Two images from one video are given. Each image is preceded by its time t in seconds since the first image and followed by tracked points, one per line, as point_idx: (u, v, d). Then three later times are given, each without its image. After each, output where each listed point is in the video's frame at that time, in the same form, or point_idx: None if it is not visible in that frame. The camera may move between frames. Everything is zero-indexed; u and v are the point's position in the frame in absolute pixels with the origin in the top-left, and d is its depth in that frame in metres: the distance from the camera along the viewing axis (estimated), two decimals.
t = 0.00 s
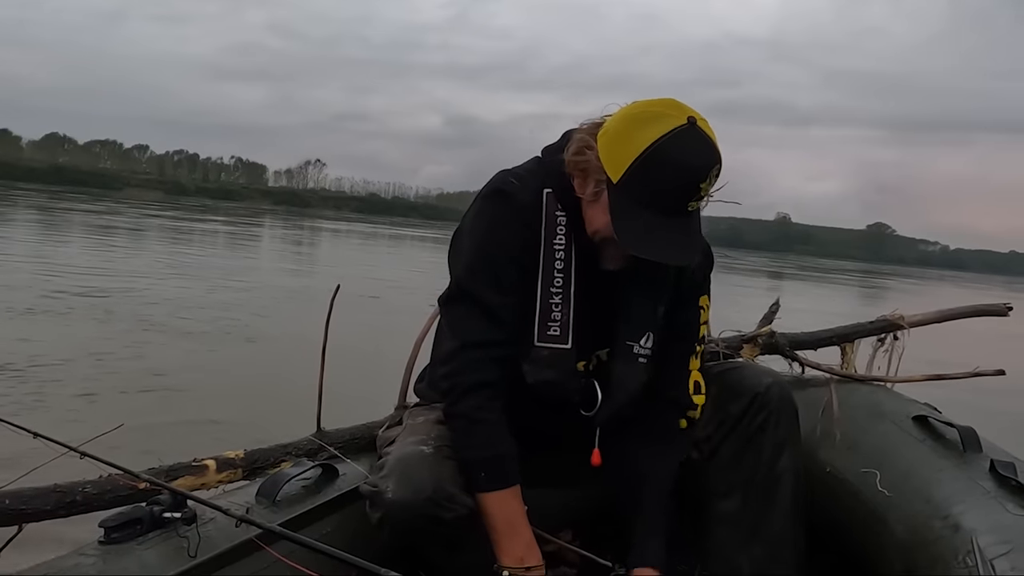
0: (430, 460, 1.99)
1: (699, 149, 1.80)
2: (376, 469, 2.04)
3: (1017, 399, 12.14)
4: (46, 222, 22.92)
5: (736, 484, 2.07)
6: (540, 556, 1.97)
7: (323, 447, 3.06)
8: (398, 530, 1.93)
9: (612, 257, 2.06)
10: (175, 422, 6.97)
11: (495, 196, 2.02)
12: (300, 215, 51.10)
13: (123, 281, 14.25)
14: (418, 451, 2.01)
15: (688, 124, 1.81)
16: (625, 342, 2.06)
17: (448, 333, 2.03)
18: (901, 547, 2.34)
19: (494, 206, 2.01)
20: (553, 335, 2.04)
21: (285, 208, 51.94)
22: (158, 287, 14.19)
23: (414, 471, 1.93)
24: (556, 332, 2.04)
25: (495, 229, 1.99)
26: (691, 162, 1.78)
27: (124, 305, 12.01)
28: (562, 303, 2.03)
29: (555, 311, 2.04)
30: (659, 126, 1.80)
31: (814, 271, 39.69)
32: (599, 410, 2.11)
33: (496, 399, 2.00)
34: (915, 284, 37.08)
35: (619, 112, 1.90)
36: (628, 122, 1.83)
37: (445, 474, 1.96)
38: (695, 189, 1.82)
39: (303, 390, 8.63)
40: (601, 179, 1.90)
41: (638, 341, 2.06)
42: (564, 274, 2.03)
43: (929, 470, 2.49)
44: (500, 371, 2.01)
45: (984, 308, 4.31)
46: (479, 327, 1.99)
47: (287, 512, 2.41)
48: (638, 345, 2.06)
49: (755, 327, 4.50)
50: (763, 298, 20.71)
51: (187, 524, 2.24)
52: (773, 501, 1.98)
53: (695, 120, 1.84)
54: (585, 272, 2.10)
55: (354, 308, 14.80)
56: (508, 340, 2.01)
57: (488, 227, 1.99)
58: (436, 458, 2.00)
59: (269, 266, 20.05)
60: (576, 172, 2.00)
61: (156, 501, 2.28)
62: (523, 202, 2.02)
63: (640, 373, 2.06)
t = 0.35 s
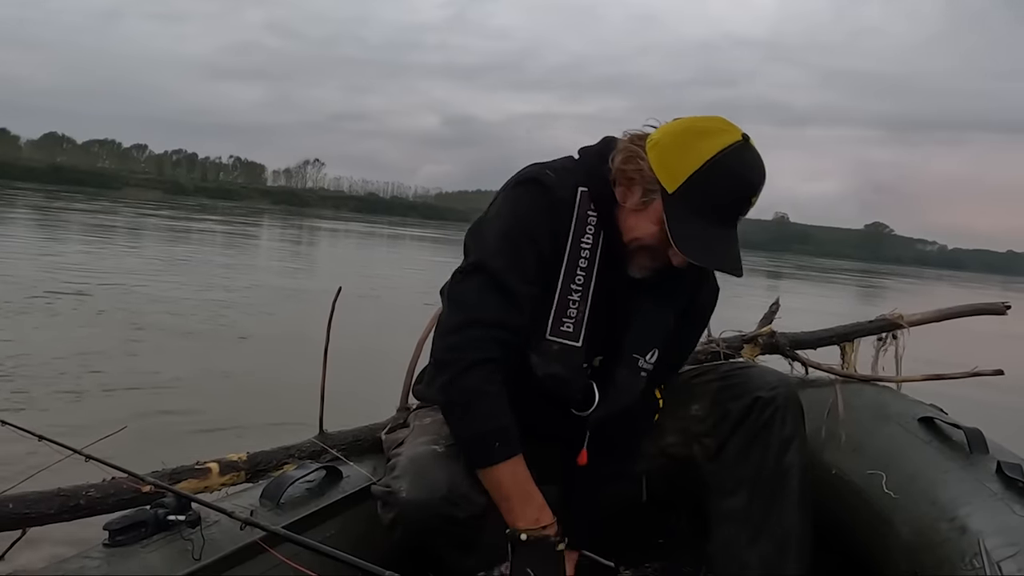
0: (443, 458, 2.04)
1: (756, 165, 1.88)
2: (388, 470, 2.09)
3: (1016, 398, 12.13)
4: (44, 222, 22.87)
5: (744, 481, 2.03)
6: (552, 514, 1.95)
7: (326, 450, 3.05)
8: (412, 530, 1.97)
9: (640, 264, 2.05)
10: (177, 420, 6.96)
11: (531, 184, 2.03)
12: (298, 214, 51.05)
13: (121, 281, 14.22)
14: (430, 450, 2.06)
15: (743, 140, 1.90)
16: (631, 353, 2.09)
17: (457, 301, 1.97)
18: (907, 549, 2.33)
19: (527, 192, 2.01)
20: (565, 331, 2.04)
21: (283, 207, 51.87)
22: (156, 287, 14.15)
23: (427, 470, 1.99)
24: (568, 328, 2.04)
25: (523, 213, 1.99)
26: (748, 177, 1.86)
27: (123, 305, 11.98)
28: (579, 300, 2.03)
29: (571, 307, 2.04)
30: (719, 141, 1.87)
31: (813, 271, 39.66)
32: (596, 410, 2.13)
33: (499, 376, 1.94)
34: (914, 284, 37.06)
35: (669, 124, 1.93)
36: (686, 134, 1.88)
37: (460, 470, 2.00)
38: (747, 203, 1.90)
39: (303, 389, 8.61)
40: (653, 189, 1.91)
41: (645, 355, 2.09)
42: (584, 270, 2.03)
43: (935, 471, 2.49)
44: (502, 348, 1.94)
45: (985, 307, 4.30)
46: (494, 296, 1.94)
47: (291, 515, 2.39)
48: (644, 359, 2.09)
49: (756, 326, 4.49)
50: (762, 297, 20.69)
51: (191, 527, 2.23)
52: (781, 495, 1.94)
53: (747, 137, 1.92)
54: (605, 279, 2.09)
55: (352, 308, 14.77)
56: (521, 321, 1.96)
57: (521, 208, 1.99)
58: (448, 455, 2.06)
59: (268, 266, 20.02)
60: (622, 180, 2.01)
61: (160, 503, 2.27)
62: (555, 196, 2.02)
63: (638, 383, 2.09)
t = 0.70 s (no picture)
0: (423, 450, 2.01)
1: (766, 160, 2.04)
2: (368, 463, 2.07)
3: (1013, 398, 12.15)
4: (41, 221, 22.81)
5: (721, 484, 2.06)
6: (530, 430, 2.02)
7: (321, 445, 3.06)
8: (390, 523, 1.93)
9: (648, 256, 2.19)
10: (175, 420, 6.96)
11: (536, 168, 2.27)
12: (297, 213, 50.97)
13: (118, 280, 14.20)
14: (409, 442, 2.03)
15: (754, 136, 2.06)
16: (631, 347, 2.22)
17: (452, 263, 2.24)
18: (899, 549, 2.34)
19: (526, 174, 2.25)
20: (559, 307, 2.19)
21: (281, 206, 51.82)
22: (153, 286, 14.13)
23: (405, 463, 1.96)
24: (563, 305, 2.19)
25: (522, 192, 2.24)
26: (755, 172, 2.01)
27: (121, 304, 11.97)
28: (576, 279, 2.19)
29: (568, 285, 2.20)
30: (728, 136, 2.03)
31: (812, 271, 39.64)
32: (590, 401, 2.24)
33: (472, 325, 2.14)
34: (912, 283, 37.04)
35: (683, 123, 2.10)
36: (698, 130, 2.04)
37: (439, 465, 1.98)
38: (754, 197, 2.04)
39: (301, 388, 8.62)
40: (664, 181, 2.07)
41: (644, 352, 2.21)
42: (583, 251, 2.20)
43: (928, 471, 2.50)
44: (477, 300, 2.16)
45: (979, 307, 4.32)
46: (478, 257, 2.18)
47: (286, 510, 2.40)
48: (643, 354, 2.21)
49: (751, 325, 4.51)
50: (760, 296, 20.69)
51: (187, 522, 2.24)
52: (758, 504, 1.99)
53: (758, 136, 2.08)
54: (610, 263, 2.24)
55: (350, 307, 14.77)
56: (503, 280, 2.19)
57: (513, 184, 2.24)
58: (427, 447, 2.03)
59: (266, 266, 19.99)
60: (636, 171, 2.14)
61: (156, 498, 2.28)
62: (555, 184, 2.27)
63: (637, 379, 2.20)
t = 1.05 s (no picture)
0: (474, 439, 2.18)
1: (720, 104, 2.27)
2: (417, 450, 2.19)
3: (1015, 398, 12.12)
4: (38, 221, 22.66)
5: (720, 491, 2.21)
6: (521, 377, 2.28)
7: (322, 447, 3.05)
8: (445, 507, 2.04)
9: (632, 224, 2.42)
10: (177, 420, 6.94)
11: (507, 160, 2.57)
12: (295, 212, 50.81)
13: (116, 280, 14.12)
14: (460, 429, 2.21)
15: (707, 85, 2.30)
16: (608, 324, 2.46)
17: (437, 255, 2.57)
18: (901, 549, 2.35)
19: (501, 166, 2.55)
20: (536, 284, 2.44)
21: (279, 206, 51.67)
22: (151, 286, 14.06)
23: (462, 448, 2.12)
24: (539, 281, 2.45)
25: (496, 184, 2.54)
26: (708, 114, 2.24)
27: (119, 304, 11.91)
28: (551, 257, 2.46)
29: (543, 263, 2.46)
30: (679, 87, 2.27)
31: (811, 270, 39.55)
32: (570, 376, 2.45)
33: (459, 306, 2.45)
34: (912, 283, 36.96)
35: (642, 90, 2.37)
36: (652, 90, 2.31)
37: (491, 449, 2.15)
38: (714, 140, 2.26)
39: (300, 388, 8.60)
40: (629, 141, 2.33)
41: (620, 327, 2.46)
42: (558, 231, 2.47)
43: (928, 472, 2.51)
44: (459, 283, 2.48)
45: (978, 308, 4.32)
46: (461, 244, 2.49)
47: (286, 511, 2.40)
48: (619, 330, 2.46)
49: (750, 327, 4.51)
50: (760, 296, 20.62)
51: (187, 523, 2.24)
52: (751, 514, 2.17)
53: (709, 84, 2.31)
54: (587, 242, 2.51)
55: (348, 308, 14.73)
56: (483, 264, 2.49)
57: (487, 175, 2.53)
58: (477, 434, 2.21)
59: (265, 266, 19.90)
60: (603, 145, 2.43)
61: (157, 499, 2.28)
62: (530, 170, 2.56)
63: (614, 353, 2.45)
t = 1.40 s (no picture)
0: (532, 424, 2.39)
1: (728, 107, 2.32)
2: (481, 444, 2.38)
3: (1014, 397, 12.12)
4: (36, 220, 22.62)
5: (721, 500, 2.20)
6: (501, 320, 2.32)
7: (322, 446, 3.06)
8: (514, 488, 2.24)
9: (633, 223, 2.48)
10: (176, 422, 6.92)
11: (495, 159, 2.68)
12: (293, 212, 50.76)
13: (114, 280, 14.10)
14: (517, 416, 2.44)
15: (713, 86, 2.35)
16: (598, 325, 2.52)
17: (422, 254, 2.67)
18: (900, 549, 2.35)
19: (488, 166, 2.66)
20: (523, 286, 2.53)
21: (278, 205, 51.55)
22: (149, 286, 14.03)
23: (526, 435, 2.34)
24: (526, 283, 2.53)
25: (484, 182, 2.65)
26: (716, 117, 2.29)
27: (117, 304, 11.90)
28: (538, 259, 2.54)
29: (530, 265, 2.53)
30: (688, 88, 2.31)
31: (809, 269, 39.56)
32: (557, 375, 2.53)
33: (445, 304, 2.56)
34: (910, 283, 36.97)
35: (646, 87, 2.40)
36: (662, 89, 2.34)
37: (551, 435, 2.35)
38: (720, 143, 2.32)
39: (299, 390, 8.60)
40: (634, 140, 2.36)
41: (612, 327, 2.51)
42: (544, 232, 2.56)
43: (927, 471, 2.52)
44: (444, 279, 2.59)
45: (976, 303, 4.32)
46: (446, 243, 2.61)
47: (286, 510, 2.39)
48: (611, 330, 2.51)
49: (748, 322, 4.51)
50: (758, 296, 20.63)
51: (187, 522, 2.24)
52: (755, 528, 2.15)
53: (716, 86, 2.36)
54: (575, 240, 2.62)
55: (347, 307, 14.71)
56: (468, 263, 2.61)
57: (474, 175, 2.65)
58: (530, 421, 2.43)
59: (263, 265, 19.89)
60: (605, 139, 2.49)
61: (156, 499, 2.28)
62: (517, 171, 2.67)
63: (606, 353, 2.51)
